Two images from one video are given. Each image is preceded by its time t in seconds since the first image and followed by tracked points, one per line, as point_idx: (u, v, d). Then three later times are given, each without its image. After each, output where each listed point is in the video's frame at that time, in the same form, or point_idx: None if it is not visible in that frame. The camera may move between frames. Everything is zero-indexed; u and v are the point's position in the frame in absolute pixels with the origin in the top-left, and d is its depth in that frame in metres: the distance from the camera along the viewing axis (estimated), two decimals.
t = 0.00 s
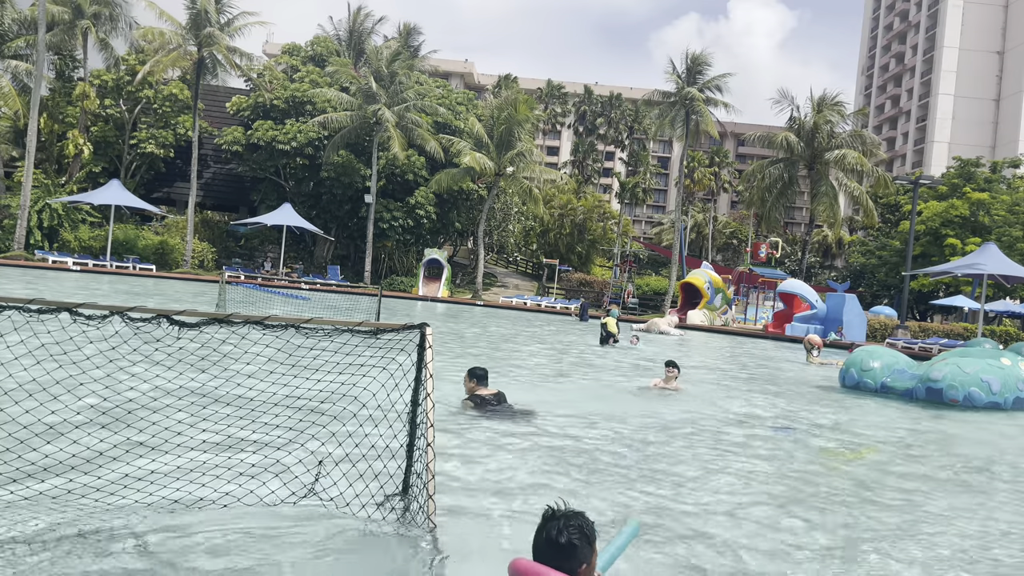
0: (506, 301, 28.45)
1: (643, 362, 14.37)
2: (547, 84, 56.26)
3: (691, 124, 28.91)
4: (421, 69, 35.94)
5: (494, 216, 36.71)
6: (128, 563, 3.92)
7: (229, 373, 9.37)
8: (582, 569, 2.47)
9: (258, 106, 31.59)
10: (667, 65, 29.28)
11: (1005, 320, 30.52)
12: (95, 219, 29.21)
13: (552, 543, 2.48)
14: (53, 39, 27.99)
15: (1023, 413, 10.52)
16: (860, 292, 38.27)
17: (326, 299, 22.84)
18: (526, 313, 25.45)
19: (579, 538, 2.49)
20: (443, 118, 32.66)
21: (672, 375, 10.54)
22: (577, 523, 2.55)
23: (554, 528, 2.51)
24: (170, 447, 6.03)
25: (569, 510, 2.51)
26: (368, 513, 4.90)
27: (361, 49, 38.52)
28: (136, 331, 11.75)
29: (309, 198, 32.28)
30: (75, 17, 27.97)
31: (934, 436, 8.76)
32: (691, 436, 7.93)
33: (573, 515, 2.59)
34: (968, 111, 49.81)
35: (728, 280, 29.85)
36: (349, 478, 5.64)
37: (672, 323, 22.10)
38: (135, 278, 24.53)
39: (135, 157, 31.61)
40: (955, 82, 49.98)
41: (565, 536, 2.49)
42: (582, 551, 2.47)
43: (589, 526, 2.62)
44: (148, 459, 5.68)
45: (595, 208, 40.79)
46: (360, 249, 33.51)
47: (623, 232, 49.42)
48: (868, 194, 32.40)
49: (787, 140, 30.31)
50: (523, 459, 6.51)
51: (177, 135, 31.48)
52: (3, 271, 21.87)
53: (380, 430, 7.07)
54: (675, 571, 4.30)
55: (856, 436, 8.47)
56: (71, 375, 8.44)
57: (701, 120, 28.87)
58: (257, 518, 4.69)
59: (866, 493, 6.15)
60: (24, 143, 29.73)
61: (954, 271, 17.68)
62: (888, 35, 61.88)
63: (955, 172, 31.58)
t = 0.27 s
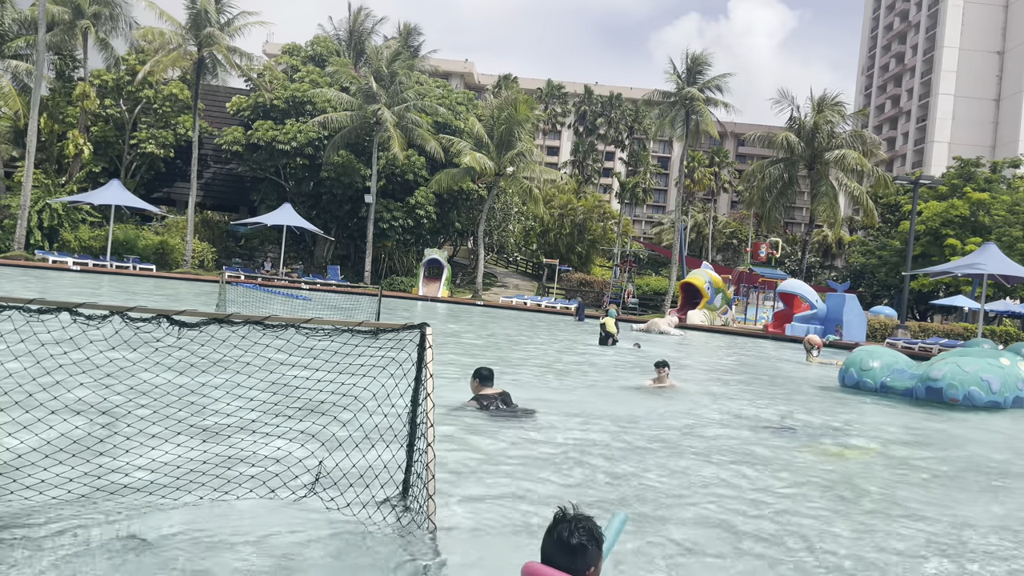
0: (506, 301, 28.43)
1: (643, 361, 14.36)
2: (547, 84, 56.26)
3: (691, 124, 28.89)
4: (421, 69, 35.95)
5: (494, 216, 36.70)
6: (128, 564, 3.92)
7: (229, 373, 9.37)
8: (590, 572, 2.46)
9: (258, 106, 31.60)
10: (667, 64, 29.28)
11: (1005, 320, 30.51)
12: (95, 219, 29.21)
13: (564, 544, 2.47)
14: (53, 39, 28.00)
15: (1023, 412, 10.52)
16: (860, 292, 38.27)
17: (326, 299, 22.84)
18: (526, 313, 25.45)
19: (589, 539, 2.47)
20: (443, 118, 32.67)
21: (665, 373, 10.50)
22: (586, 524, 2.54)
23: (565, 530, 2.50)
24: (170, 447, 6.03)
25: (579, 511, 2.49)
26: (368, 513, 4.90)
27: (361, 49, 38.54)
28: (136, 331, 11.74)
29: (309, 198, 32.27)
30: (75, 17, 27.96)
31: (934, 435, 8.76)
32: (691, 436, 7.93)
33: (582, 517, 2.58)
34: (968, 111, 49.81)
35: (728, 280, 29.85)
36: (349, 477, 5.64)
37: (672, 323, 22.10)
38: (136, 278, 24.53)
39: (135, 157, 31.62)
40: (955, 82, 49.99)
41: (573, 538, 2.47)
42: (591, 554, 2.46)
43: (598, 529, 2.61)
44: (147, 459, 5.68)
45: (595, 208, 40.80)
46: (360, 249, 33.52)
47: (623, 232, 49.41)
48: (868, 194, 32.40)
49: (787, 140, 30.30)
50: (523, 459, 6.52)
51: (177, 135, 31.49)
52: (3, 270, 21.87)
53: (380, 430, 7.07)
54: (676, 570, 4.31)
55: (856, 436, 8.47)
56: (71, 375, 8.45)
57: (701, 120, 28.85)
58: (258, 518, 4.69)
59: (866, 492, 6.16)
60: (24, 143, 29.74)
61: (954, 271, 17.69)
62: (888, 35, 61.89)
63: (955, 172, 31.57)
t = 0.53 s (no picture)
0: (507, 301, 28.40)
1: (644, 361, 14.37)
2: (547, 83, 56.23)
3: (691, 124, 28.85)
4: (421, 68, 35.93)
5: (494, 216, 36.69)
6: (128, 565, 3.89)
7: (230, 372, 9.36)
8: None
9: (259, 105, 31.59)
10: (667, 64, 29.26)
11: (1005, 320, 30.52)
12: (95, 218, 29.19)
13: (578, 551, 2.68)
14: (53, 39, 27.96)
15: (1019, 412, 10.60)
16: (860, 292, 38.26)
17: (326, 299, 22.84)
18: (526, 313, 25.44)
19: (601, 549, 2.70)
20: (443, 118, 32.66)
21: (672, 370, 10.78)
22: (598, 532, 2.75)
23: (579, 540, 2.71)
24: (170, 447, 6.00)
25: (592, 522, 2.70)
26: (368, 512, 4.89)
27: (361, 48, 38.53)
28: (136, 330, 11.75)
29: (309, 197, 32.24)
30: (75, 16, 27.93)
31: (934, 436, 8.77)
32: (692, 434, 7.96)
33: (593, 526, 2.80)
34: (969, 111, 49.80)
35: (728, 280, 29.84)
36: (349, 477, 5.63)
37: (673, 323, 22.11)
38: (136, 277, 24.52)
39: (135, 156, 31.60)
40: (955, 81, 49.99)
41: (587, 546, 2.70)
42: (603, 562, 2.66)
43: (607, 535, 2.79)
44: (147, 459, 5.66)
45: (595, 208, 40.80)
46: (360, 249, 33.51)
47: (623, 232, 49.39)
48: (869, 194, 32.39)
49: (788, 140, 30.28)
50: (524, 459, 6.52)
51: (177, 135, 31.48)
52: (3, 270, 21.86)
53: (380, 430, 7.05)
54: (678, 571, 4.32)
55: (857, 436, 8.48)
56: (71, 375, 8.43)
57: (702, 119, 28.81)
58: (257, 519, 4.67)
59: (868, 493, 6.16)
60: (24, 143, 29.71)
61: (954, 271, 17.70)
62: (888, 35, 61.87)
63: (955, 172, 31.56)
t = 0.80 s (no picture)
0: (507, 301, 28.37)
1: (643, 361, 14.36)
2: (547, 84, 56.23)
3: (691, 124, 28.84)
4: (421, 68, 35.94)
5: (494, 216, 36.68)
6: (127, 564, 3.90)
7: (230, 373, 9.35)
8: None
9: (259, 105, 31.60)
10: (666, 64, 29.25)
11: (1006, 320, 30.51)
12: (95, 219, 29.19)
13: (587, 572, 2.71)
14: (53, 39, 27.97)
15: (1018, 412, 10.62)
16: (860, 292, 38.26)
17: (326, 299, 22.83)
18: (526, 313, 25.43)
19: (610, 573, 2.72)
20: (443, 118, 32.67)
21: (672, 372, 10.90)
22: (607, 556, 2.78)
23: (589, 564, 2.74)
24: (170, 447, 6.01)
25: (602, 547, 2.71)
26: (369, 513, 4.89)
27: (361, 49, 38.54)
28: (136, 330, 11.74)
29: (309, 197, 32.23)
30: (74, 16, 27.94)
31: (933, 436, 8.76)
32: (692, 434, 7.96)
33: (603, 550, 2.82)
34: (968, 111, 49.79)
35: (728, 280, 29.83)
36: (349, 477, 5.62)
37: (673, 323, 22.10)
38: (136, 277, 24.49)
39: (135, 156, 31.61)
40: (955, 81, 49.99)
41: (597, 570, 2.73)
42: None
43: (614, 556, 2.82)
44: (147, 459, 5.65)
45: (595, 208, 40.82)
46: (360, 249, 33.52)
47: (623, 232, 49.38)
48: (869, 194, 32.39)
49: (788, 140, 30.28)
50: (523, 459, 6.51)
51: (177, 135, 31.49)
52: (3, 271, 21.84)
53: (380, 430, 7.04)
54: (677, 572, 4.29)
55: (856, 436, 8.47)
56: (71, 375, 8.42)
57: (702, 119, 28.80)
58: (257, 518, 4.67)
59: (867, 494, 6.14)
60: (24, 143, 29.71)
61: (954, 271, 17.70)
62: (888, 35, 61.88)
63: (955, 172, 31.56)
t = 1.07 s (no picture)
0: (507, 301, 28.36)
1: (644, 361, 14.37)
2: (547, 83, 56.24)
3: (691, 124, 28.84)
4: (421, 68, 35.95)
5: (494, 216, 36.67)
6: (129, 564, 3.89)
7: (231, 373, 9.35)
8: None
9: (259, 105, 31.59)
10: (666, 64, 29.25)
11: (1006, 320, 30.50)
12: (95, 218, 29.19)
13: None
14: (53, 39, 27.97)
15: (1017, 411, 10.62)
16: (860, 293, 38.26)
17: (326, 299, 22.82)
18: (526, 313, 25.42)
19: None
20: (443, 118, 32.67)
21: (674, 370, 10.93)
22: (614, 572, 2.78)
23: None
24: (170, 447, 6.01)
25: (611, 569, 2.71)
26: (369, 512, 4.89)
27: (361, 49, 38.54)
28: (137, 330, 11.75)
29: (309, 197, 32.23)
30: (74, 16, 27.94)
31: (934, 437, 8.77)
32: (693, 434, 7.96)
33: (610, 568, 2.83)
34: (968, 111, 49.79)
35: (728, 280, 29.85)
36: (349, 477, 5.62)
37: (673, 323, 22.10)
38: (136, 277, 24.49)
39: (135, 156, 31.61)
40: (955, 81, 49.98)
41: None
42: None
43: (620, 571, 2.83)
44: (147, 460, 5.65)
45: (595, 208, 40.83)
46: (360, 249, 33.53)
47: (623, 232, 49.37)
48: (869, 194, 32.39)
49: (788, 140, 30.28)
50: (524, 459, 6.50)
51: (177, 134, 31.50)
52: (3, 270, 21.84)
53: (380, 430, 7.04)
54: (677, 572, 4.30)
55: (856, 436, 8.49)
56: (71, 375, 8.41)
57: (702, 120, 28.80)
58: (257, 518, 4.67)
59: (867, 493, 6.15)
60: (24, 143, 29.71)
61: (954, 271, 17.70)
62: (888, 35, 61.88)
63: (955, 172, 31.56)
